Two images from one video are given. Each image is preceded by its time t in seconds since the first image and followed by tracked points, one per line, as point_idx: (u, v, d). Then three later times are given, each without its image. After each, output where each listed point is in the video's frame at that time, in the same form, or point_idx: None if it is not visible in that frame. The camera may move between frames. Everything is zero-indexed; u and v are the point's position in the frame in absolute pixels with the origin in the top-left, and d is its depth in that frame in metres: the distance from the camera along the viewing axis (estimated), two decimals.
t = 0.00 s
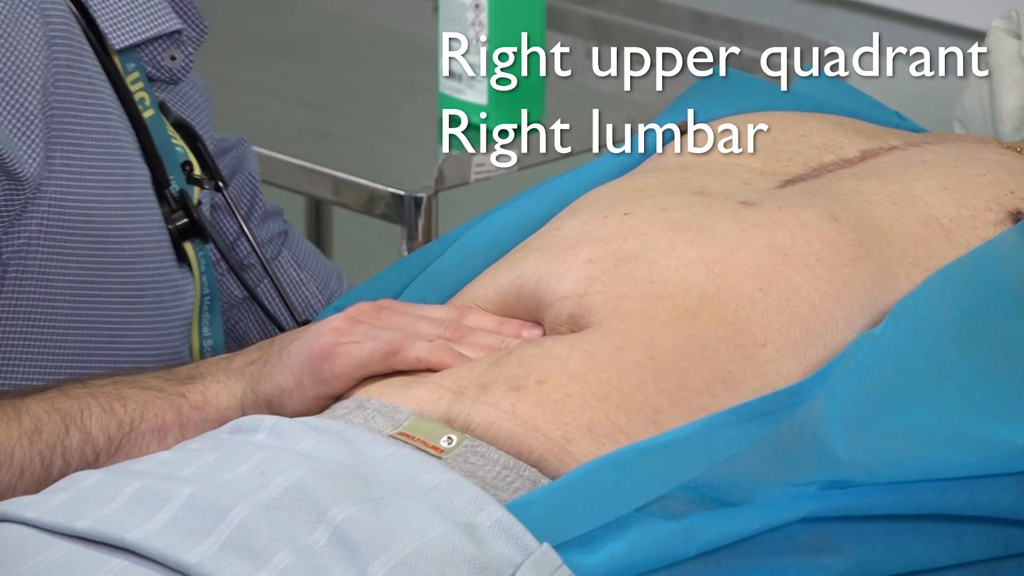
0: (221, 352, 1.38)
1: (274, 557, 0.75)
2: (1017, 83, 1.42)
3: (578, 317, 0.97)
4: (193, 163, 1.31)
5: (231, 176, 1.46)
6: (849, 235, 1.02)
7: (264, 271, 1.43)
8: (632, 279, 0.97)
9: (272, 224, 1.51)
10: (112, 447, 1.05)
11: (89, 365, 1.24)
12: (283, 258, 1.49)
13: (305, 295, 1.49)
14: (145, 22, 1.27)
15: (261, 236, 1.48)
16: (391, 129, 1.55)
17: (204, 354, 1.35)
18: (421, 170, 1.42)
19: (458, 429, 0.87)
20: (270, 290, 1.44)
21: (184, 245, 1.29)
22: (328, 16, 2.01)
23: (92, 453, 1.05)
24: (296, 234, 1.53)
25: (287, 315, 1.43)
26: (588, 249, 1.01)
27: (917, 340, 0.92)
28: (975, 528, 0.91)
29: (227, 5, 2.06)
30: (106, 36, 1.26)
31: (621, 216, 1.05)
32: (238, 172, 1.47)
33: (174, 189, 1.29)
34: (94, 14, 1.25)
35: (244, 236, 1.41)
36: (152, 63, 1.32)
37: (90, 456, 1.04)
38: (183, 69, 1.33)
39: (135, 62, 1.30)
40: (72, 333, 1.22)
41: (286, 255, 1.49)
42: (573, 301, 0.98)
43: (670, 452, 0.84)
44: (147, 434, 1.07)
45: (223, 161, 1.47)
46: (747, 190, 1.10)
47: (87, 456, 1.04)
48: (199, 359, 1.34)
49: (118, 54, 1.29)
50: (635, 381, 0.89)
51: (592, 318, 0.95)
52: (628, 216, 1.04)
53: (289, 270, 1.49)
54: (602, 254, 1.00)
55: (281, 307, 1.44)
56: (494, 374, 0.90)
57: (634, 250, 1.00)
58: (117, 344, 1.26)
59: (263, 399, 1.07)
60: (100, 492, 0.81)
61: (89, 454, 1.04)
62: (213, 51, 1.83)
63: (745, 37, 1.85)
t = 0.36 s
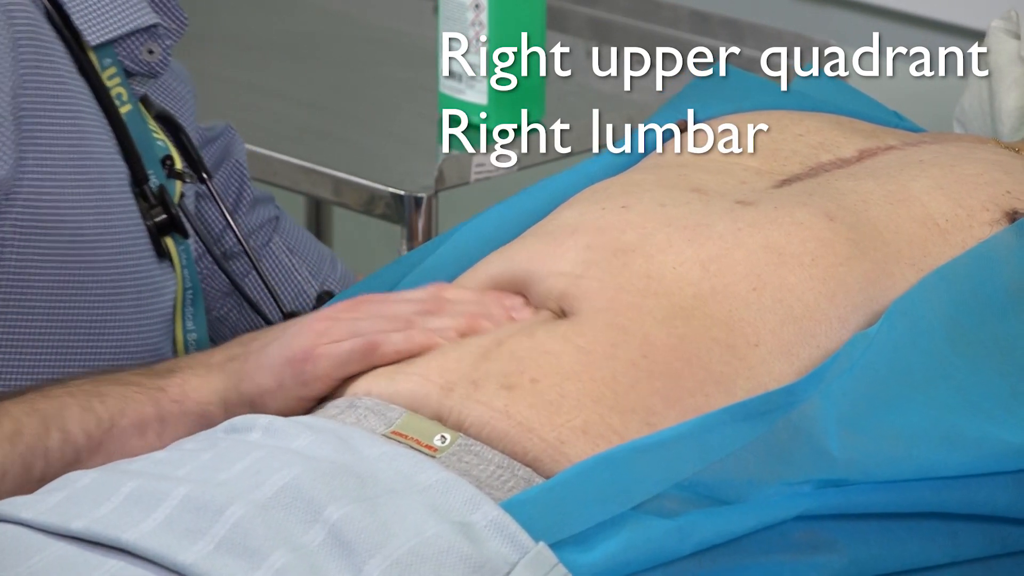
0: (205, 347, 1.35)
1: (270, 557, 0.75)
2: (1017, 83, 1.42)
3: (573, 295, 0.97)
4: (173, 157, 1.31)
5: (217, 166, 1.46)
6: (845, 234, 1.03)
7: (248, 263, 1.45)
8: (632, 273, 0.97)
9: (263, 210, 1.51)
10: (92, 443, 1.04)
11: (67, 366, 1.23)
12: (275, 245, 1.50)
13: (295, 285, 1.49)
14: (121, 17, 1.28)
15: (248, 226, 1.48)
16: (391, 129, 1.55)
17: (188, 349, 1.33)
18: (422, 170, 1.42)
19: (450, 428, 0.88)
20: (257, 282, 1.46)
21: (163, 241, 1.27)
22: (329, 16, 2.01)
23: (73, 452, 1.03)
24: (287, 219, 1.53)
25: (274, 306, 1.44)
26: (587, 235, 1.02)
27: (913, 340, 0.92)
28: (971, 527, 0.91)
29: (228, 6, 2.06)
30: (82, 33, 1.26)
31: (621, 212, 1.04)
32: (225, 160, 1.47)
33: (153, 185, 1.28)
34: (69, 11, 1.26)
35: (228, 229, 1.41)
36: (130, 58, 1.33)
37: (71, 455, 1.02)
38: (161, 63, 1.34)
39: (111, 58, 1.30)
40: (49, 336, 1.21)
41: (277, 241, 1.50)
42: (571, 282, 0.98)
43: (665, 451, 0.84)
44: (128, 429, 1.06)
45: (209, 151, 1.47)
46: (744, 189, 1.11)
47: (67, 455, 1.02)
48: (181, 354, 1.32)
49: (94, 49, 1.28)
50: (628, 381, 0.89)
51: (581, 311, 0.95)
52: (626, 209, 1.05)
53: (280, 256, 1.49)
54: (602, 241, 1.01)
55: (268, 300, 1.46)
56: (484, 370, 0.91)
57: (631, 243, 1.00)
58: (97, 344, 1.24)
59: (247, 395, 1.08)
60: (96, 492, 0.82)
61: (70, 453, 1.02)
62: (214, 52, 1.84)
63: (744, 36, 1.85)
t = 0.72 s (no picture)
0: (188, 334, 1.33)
1: (268, 557, 0.75)
2: (1015, 83, 1.43)
3: (551, 298, 1.00)
4: (152, 147, 1.30)
5: (201, 157, 1.47)
6: (838, 232, 1.03)
7: (235, 254, 1.46)
8: (611, 276, 0.99)
9: (250, 198, 1.50)
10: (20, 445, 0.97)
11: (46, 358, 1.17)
12: (263, 233, 1.50)
13: (286, 273, 1.50)
14: (94, 8, 1.23)
15: (235, 215, 1.48)
16: (390, 128, 1.55)
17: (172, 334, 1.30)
18: (424, 170, 1.43)
19: (444, 429, 0.88)
20: (243, 273, 1.47)
21: (144, 231, 1.24)
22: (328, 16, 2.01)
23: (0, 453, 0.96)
24: (277, 207, 1.53)
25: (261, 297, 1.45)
26: (570, 245, 1.05)
27: (911, 339, 0.92)
28: (970, 526, 0.91)
29: (228, 6, 2.06)
30: (53, 26, 1.22)
31: (615, 232, 1.04)
32: (209, 150, 1.48)
33: (133, 175, 1.25)
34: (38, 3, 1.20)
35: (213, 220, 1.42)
36: (103, 49, 1.28)
37: None
38: (135, 53, 1.29)
39: (85, 49, 1.26)
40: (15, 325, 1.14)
41: (265, 230, 1.50)
42: (550, 288, 1.01)
43: (663, 451, 0.84)
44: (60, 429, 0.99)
45: (192, 143, 1.49)
46: (739, 186, 1.11)
47: None
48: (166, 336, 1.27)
49: (67, 42, 1.24)
50: (614, 381, 0.90)
51: (560, 312, 0.97)
52: (614, 215, 1.06)
53: (269, 244, 1.49)
54: (585, 249, 1.03)
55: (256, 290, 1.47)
56: (469, 374, 0.91)
57: (615, 248, 1.02)
58: (70, 333, 1.17)
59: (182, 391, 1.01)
60: (95, 492, 0.82)
61: None
62: (212, 52, 1.84)
63: (744, 36, 1.85)
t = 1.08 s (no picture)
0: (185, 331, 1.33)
1: (268, 557, 0.75)
2: (1016, 83, 1.42)
3: (556, 296, 0.99)
4: (144, 142, 1.30)
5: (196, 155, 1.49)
6: (839, 231, 1.03)
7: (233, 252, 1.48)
8: (613, 274, 0.99)
9: (248, 195, 1.53)
10: None
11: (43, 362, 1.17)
12: (261, 230, 1.52)
13: (285, 269, 1.52)
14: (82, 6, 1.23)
15: (233, 212, 1.51)
16: (390, 128, 1.55)
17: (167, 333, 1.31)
18: (424, 170, 1.42)
19: (444, 429, 0.88)
20: (241, 268, 1.49)
21: (138, 228, 1.24)
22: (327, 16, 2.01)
23: None
24: (273, 204, 1.55)
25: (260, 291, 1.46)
26: (571, 245, 1.04)
27: (911, 339, 0.92)
28: (971, 526, 0.91)
29: (228, 7, 2.06)
30: (39, 23, 1.21)
31: (617, 232, 1.04)
32: (205, 148, 1.50)
33: (124, 170, 1.25)
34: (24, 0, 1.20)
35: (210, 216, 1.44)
36: (92, 47, 1.28)
37: None
38: (126, 50, 1.29)
39: (75, 47, 1.26)
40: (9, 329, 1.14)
41: (263, 226, 1.52)
42: (553, 287, 1.00)
43: (663, 452, 0.84)
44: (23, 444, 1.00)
45: (188, 141, 1.50)
46: (740, 185, 1.11)
47: None
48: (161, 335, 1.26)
49: (56, 40, 1.25)
50: (616, 380, 0.90)
51: (561, 310, 0.97)
52: (615, 213, 1.06)
53: (267, 241, 1.52)
54: (586, 248, 1.03)
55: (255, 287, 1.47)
56: (467, 374, 0.91)
57: (617, 246, 1.02)
58: (65, 333, 1.18)
59: (137, 406, 0.96)
60: (95, 493, 0.82)
61: None
62: (212, 52, 1.84)
63: (744, 36, 1.84)
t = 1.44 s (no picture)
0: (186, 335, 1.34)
1: (268, 557, 0.75)
2: (1016, 83, 1.42)
3: (552, 294, 0.99)
4: (146, 144, 1.28)
5: (201, 158, 1.50)
6: (839, 231, 1.03)
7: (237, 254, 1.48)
8: (614, 273, 0.99)
9: (252, 200, 1.54)
10: None
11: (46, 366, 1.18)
12: (264, 234, 1.53)
13: (288, 272, 1.53)
14: (83, 8, 1.21)
15: (236, 216, 1.51)
16: (391, 128, 1.55)
17: (168, 337, 1.31)
18: (424, 170, 1.43)
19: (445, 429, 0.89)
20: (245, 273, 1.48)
21: (137, 230, 1.23)
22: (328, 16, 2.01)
23: None
24: (277, 208, 1.56)
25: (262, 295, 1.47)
26: (572, 243, 1.04)
27: (912, 339, 0.92)
28: (970, 526, 0.91)
29: (229, 7, 2.06)
30: (39, 24, 1.20)
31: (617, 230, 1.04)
32: (209, 151, 1.50)
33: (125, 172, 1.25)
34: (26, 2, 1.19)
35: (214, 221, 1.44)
36: (95, 48, 1.27)
37: None
38: (127, 52, 1.28)
39: (77, 48, 1.25)
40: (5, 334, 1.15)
41: (266, 231, 1.53)
42: (553, 282, 1.01)
43: (664, 451, 0.84)
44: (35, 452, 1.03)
45: (193, 143, 1.52)
46: (739, 184, 1.11)
47: None
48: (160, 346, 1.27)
49: (56, 40, 1.23)
50: (616, 377, 0.90)
51: (561, 307, 0.97)
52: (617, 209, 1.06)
53: (271, 246, 1.53)
54: (587, 245, 1.03)
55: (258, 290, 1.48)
56: (469, 373, 0.92)
57: (617, 245, 1.02)
58: (63, 341, 1.19)
59: (149, 421, 1.01)
60: (95, 493, 0.82)
61: None
62: (212, 52, 1.84)
63: (744, 36, 1.84)
